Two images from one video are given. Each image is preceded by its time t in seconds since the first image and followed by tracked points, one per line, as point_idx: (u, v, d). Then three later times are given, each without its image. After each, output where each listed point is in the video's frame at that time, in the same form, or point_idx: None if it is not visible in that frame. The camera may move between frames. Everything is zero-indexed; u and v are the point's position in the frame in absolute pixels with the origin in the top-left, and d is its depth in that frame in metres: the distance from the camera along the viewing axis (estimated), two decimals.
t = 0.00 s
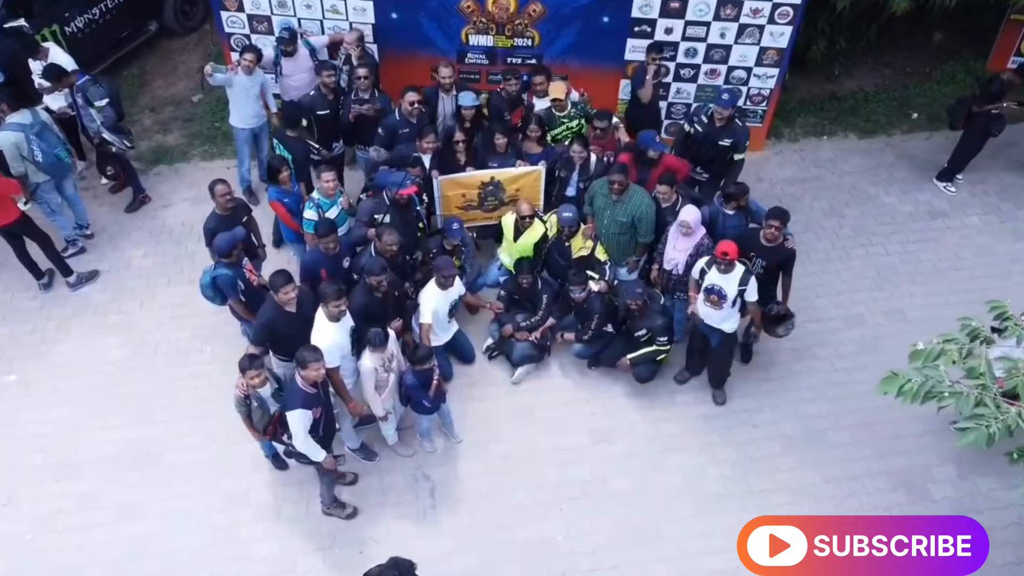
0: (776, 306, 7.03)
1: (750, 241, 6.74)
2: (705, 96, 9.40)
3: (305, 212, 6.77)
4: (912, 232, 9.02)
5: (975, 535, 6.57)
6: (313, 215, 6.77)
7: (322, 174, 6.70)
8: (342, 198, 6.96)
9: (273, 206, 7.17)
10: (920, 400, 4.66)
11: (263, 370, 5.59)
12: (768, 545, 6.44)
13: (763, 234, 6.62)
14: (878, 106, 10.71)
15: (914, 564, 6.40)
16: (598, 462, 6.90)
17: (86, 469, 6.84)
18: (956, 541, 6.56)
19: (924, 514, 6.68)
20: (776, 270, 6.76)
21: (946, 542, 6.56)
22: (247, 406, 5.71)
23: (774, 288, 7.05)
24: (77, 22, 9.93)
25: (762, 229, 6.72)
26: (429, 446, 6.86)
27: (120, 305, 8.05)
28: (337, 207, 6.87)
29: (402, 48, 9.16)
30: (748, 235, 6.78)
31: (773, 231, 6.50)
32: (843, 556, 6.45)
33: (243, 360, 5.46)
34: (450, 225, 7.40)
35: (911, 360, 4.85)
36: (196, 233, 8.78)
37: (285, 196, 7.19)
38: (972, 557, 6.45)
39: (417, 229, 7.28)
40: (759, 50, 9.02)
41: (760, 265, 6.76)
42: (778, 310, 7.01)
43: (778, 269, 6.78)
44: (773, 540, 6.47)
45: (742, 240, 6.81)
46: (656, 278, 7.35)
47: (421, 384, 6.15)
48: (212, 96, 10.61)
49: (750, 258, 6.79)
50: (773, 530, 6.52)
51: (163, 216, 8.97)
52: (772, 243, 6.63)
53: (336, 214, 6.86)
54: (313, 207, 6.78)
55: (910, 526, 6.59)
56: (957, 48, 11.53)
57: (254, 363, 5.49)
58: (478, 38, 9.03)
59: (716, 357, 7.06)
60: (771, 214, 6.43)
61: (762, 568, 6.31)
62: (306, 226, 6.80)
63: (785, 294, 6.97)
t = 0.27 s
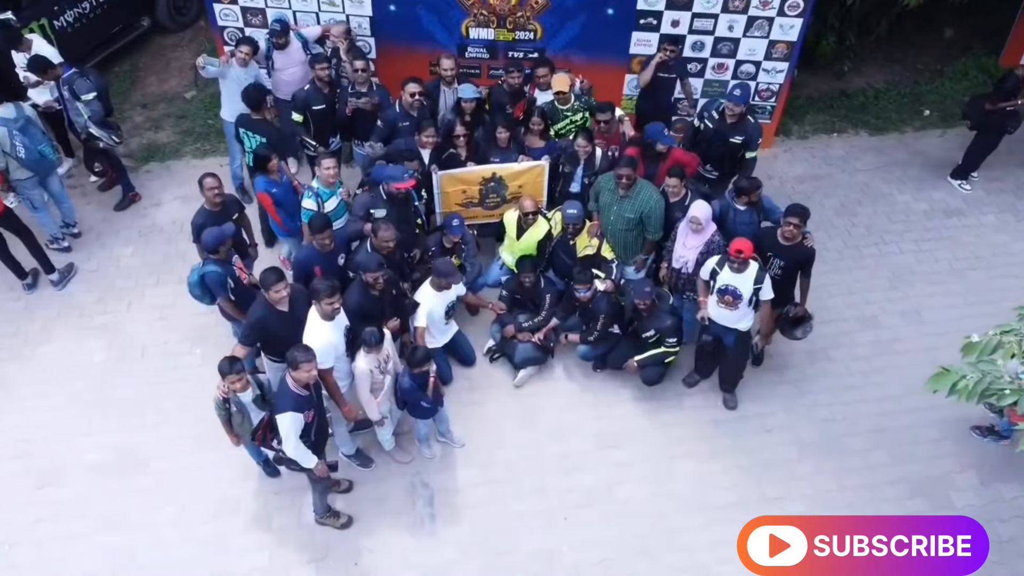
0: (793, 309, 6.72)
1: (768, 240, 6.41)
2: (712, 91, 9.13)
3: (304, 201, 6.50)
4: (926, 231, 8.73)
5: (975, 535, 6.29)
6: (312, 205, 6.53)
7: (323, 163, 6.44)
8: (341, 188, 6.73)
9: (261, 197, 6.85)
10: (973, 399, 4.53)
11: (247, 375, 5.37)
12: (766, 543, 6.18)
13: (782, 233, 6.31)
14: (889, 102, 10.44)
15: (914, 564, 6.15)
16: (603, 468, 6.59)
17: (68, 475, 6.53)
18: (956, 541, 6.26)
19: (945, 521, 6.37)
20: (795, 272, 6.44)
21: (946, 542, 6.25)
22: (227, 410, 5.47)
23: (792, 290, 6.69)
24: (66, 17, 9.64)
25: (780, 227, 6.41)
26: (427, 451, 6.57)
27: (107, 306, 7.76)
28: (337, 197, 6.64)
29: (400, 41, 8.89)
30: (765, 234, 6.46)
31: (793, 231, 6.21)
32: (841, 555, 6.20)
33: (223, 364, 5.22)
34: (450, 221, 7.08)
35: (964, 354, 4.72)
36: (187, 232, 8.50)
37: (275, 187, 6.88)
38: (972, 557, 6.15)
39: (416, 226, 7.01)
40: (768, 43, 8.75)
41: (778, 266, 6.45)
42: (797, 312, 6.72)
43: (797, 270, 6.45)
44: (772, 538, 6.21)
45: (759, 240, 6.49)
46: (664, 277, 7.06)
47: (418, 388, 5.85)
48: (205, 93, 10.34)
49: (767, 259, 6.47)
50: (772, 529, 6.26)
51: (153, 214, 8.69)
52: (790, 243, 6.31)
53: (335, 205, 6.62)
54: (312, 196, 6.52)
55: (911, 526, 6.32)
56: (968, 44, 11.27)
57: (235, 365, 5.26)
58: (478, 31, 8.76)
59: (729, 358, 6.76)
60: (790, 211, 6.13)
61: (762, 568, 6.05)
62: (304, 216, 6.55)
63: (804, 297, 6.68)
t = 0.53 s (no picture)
0: (812, 311, 6.39)
1: (786, 236, 6.11)
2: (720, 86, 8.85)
3: (305, 189, 6.24)
4: (943, 229, 8.44)
5: (975, 535, 6.04)
6: (313, 193, 6.28)
7: (325, 148, 6.19)
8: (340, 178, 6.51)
9: (251, 187, 6.51)
10: None
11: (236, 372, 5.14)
12: (766, 543, 5.93)
13: (801, 230, 6.01)
14: (901, 99, 10.16)
15: (914, 564, 5.91)
16: (611, 475, 6.29)
17: (49, 482, 6.22)
18: (956, 541, 6.00)
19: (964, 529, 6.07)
20: (816, 271, 6.10)
21: (946, 542, 6.00)
22: (217, 411, 5.23)
23: (812, 291, 6.35)
24: (55, 11, 9.34)
25: (800, 225, 6.11)
26: (427, 457, 6.26)
27: (93, 307, 7.46)
28: (337, 186, 6.42)
29: (399, 34, 8.62)
30: (783, 231, 6.16)
31: (812, 226, 5.90)
32: (841, 555, 5.95)
33: (210, 362, 5.01)
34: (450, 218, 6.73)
35: None
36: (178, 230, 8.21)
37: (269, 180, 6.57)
38: (972, 557, 5.91)
39: (415, 221, 6.76)
40: (779, 35, 8.48)
41: (798, 264, 6.12)
42: (815, 314, 6.37)
43: (817, 269, 6.12)
44: (772, 538, 5.96)
45: (777, 238, 6.18)
46: (674, 276, 6.75)
47: (417, 390, 5.55)
48: (199, 89, 10.06)
49: (785, 258, 6.16)
50: (772, 529, 6.00)
51: (143, 213, 8.40)
52: (811, 241, 6.01)
53: (335, 194, 6.40)
54: (313, 184, 6.28)
55: (912, 526, 6.07)
56: (980, 40, 11.00)
57: (224, 364, 5.03)
58: (479, 23, 8.49)
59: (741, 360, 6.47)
60: (812, 207, 5.84)
61: (762, 568, 5.80)
62: (304, 205, 6.29)
63: (824, 298, 6.34)
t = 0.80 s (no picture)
0: (828, 313, 6.15)
1: (803, 233, 5.86)
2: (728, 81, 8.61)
3: (302, 181, 6.03)
4: (957, 227, 8.19)
5: (975, 535, 5.81)
6: (311, 185, 6.05)
7: (324, 139, 5.95)
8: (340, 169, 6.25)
9: (252, 178, 6.24)
10: None
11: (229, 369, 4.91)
12: (766, 544, 5.71)
13: (820, 227, 5.76)
14: (912, 95, 9.92)
15: (913, 564, 5.70)
16: (618, 482, 6.02)
17: (30, 489, 5.95)
18: (956, 541, 5.77)
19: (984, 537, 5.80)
20: (834, 271, 5.85)
21: (945, 542, 5.76)
22: (211, 413, 4.94)
23: (829, 291, 6.09)
24: (46, 5, 9.11)
25: (817, 222, 5.85)
26: (426, 463, 6.00)
27: (80, 307, 7.20)
28: (337, 178, 6.17)
29: (397, 27, 8.38)
30: (800, 228, 5.90)
31: (831, 224, 5.65)
32: (840, 555, 5.73)
33: (201, 361, 4.77)
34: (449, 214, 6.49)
35: None
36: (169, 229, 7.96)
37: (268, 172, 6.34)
38: (972, 557, 5.67)
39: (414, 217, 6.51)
40: (788, 29, 8.25)
41: (816, 263, 5.86)
42: (832, 316, 6.11)
43: (836, 269, 5.86)
44: (771, 538, 5.74)
45: (793, 235, 5.92)
46: (683, 275, 6.48)
47: (416, 391, 5.28)
48: (193, 86, 9.83)
49: (802, 256, 5.91)
50: (772, 529, 5.78)
51: (133, 211, 8.15)
52: (830, 238, 5.76)
53: (335, 186, 6.16)
54: (311, 176, 6.04)
55: (911, 526, 5.85)
56: (991, 37, 10.78)
57: (218, 363, 4.81)
58: (480, 16, 8.26)
59: (752, 361, 6.22)
60: (831, 203, 5.59)
61: (759, 568, 5.58)
62: (303, 197, 6.08)
63: (841, 299, 6.07)
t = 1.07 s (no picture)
0: (847, 312, 5.84)
1: (823, 228, 5.59)
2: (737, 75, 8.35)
3: (299, 173, 5.73)
4: (974, 226, 7.91)
5: (975, 535, 5.57)
6: (308, 177, 5.75)
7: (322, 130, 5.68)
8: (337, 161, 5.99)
9: (258, 173, 5.94)
10: None
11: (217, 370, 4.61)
12: (768, 546, 5.47)
13: (840, 222, 5.49)
14: (924, 92, 9.66)
15: (916, 566, 5.45)
16: (626, 491, 5.72)
17: (7, 497, 5.66)
18: (956, 541, 5.53)
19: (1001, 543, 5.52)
20: (854, 268, 5.57)
21: (946, 542, 5.52)
22: (200, 418, 4.65)
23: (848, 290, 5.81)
24: None
25: (837, 216, 5.58)
26: (424, 471, 5.71)
27: (65, 308, 6.92)
28: (334, 170, 5.91)
29: (394, 19, 8.11)
30: (818, 223, 5.63)
31: (852, 219, 5.38)
32: (844, 558, 5.48)
33: (188, 363, 4.45)
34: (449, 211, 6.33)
35: None
36: (158, 227, 7.68)
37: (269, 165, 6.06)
38: (972, 557, 5.43)
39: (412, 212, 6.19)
40: (799, 21, 8.00)
41: (836, 259, 5.59)
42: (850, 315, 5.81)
43: (856, 265, 5.58)
44: (773, 540, 5.49)
45: (812, 231, 5.66)
46: (694, 274, 6.18)
47: (415, 394, 4.98)
48: (186, 82, 9.56)
49: (822, 252, 5.65)
50: (773, 529, 5.53)
51: (122, 209, 7.88)
52: (850, 233, 5.49)
53: (332, 178, 5.88)
54: (308, 168, 5.76)
55: (912, 527, 5.60)
56: (1004, 33, 10.52)
57: (206, 364, 4.50)
58: (481, 8, 8.00)
59: (766, 362, 5.95)
60: (852, 197, 5.32)
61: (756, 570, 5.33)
62: (300, 191, 5.75)
63: (861, 298, 5.79)
